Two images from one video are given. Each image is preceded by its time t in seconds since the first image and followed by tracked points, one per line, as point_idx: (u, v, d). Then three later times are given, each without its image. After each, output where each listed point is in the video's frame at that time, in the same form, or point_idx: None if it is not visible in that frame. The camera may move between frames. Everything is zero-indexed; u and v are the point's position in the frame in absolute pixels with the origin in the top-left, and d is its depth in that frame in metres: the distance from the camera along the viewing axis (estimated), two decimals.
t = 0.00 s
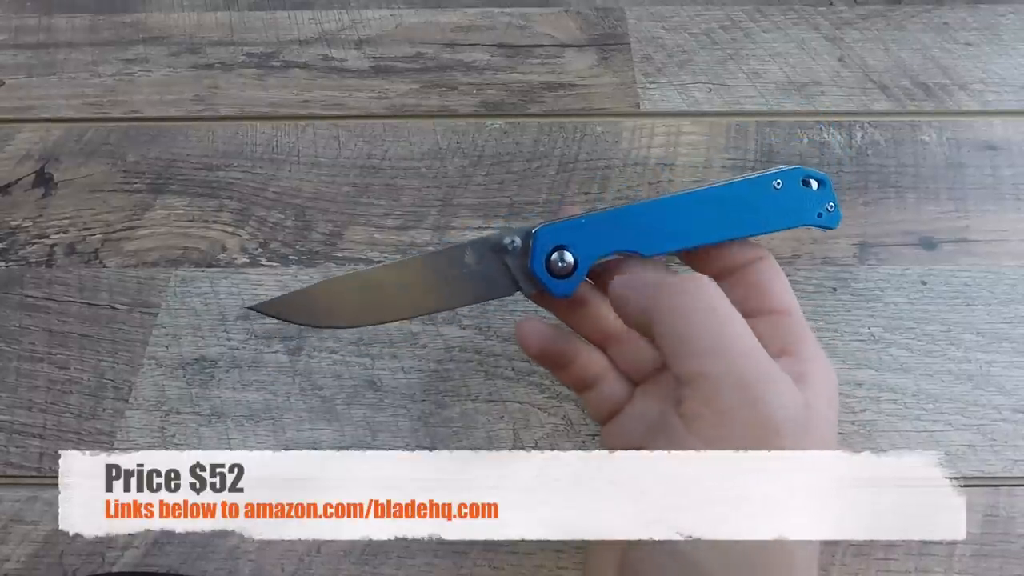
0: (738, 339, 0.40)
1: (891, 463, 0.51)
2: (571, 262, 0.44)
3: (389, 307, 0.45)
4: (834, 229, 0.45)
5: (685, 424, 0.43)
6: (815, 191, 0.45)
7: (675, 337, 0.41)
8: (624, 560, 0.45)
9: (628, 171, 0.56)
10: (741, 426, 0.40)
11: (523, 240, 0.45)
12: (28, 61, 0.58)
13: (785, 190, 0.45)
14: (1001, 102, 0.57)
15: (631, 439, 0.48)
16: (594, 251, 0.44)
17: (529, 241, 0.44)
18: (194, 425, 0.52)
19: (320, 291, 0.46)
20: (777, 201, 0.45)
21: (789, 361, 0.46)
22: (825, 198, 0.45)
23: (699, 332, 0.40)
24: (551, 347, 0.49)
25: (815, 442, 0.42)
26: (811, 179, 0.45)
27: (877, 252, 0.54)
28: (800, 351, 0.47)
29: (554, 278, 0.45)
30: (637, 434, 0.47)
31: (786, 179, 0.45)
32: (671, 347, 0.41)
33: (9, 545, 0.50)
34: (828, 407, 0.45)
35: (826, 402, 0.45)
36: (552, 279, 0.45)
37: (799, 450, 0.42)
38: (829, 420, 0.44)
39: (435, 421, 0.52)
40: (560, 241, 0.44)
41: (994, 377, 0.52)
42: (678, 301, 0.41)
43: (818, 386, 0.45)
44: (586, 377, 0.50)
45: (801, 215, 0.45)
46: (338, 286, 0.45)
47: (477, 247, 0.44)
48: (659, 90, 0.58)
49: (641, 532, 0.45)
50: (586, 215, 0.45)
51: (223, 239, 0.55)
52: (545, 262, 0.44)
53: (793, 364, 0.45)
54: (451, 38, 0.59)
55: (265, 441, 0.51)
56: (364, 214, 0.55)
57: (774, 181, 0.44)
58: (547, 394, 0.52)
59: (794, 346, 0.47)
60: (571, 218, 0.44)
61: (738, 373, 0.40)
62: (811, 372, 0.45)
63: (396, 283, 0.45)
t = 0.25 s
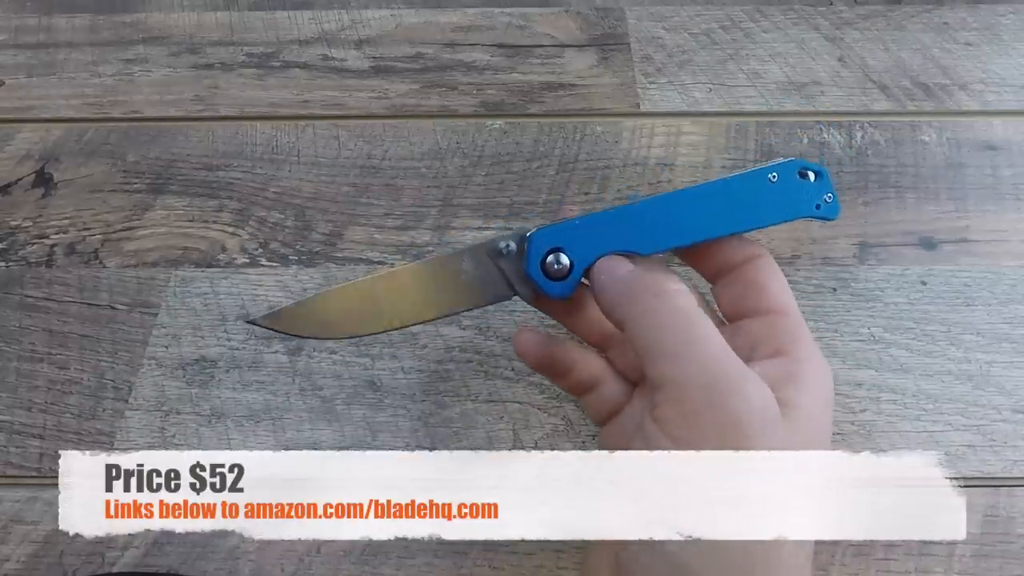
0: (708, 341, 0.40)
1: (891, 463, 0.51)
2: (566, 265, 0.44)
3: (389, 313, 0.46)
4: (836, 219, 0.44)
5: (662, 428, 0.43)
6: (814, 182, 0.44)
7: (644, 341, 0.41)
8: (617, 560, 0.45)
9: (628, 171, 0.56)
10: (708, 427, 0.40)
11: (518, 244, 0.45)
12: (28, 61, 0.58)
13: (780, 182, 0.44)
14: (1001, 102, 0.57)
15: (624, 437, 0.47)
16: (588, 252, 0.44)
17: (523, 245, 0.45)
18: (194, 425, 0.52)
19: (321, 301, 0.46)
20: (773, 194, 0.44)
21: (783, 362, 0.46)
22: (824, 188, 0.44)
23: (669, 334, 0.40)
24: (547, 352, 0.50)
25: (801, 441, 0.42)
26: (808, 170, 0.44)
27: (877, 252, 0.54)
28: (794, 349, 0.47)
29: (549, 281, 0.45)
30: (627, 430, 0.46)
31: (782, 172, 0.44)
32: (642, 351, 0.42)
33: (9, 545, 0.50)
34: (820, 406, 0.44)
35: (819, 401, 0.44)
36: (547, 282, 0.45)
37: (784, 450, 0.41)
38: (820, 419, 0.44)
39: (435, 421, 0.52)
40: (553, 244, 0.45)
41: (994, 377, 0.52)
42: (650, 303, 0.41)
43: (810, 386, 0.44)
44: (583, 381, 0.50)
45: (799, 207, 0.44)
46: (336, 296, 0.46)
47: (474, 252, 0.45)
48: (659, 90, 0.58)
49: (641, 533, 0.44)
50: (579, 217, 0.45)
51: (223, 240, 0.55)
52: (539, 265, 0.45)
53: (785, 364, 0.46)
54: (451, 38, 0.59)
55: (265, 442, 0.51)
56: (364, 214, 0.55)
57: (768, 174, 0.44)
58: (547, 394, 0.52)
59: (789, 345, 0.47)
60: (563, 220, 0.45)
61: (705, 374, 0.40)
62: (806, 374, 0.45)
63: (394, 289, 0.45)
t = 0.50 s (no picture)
0: (696, 342, 0.40)
1: (891, 463, 0.51)
2: (561, 254, 0.44)
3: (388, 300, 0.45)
4: (837, 214, 0.44)
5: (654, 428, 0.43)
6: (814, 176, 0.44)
7: (633, 342, 0.41)
8: (609, 559, 0.45)
9: (628, 171, 0.56)
10: (696, 430, 0.40)
11: (514, 233, 0.45)
12: (28, 61, 0.58)
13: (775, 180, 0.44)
14: (1001, 102, 0.57)
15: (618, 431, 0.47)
16: (584, 241, 0.44)
17: (518, 233, 0.45)
18: (194, 425, 0.52)
19: (321, 288, 0.46)
20: (774, 187, 0.44)
21: (777, 361, 0.46)
22: (825, 182, 0.44)
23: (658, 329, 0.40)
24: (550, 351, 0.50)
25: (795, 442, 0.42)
26: (808, 165, 0.44)
27: (877, 252, 0.54)
28: (790, 349, 0.47)
29: (543, 269, 0.45)
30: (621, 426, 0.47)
31: (781, 166, 0.44)
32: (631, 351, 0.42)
33: (9, 545, 0.50)
34: (815, 407, 0.44)
35: (812, 401, 0.44)
36: (542, 270, 0.45)
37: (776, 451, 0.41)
38: (814, 419, 0.44)
39: (435, 421, 0.52)
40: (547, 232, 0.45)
41: (994, 377, 0.52)
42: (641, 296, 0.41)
43: (805, 386, 0.45)
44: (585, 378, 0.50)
45: (800, 199, 0.44)
46: (336, 281, 0.46)
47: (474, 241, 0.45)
48: (659, 90, 0.58)
49: (641, 532, 0.44)
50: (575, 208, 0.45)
51: (223, 240, 0.55)
52: (534, 254, 0.45)
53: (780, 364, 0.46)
54: (450, 38, 0.59)
55: (265, 442, 0.51)
56: (364, 214, 0.55)
57: (768, 167, 0.44)
58: (547, 394, 0.52)
59: (785, 345, 0.47)
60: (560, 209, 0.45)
61: (693, 375, 0.40)
62: (801, 375, 0.45)
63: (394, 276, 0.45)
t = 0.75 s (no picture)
0: (698, 340, 0.41)
1: (891, 463, 0.51)
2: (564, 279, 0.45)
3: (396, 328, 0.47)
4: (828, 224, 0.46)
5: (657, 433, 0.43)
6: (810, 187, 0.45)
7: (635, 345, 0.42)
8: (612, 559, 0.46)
9: (628, 171, 0.56)
10: (700, 429, 0.40)
11: (515, 258, 0.45)
12: (28, 61, 0.58)
13: (777, 194, 0.45)
14: (1001, 102, 0.57)
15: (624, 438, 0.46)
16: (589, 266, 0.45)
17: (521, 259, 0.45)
18: (194, 425, 0.52)
19: (327, 322, 0.46)
20: (771, 201, 0.45)
21: (773, 359, 0.46)
22: (819, 194, 0.45)
23: (661, 339, 0.41)
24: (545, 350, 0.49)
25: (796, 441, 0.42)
26: (805, 177, 0.44)
27: (877, 252, 0.54)
28: (786, 348, 0.47)
29: (548, 295, 0.45)
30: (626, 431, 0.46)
31: (780, 179, 0.44)
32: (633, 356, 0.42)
33: (9, 545, 0.50)
34: (812, 406, 0.44)
35: (810, 400, 0.44)
36: (546, 296, 0.45)
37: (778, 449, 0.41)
38: (812, 417, 0.44)
39: (435, 421, 0.52)
40: (552, 259, 0.44)
41: (993, 377, 0.52)
42: (645, 311, 0.42)
43: (801, 385, 0.45)
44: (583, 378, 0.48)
45: (795, 213, 0.45)
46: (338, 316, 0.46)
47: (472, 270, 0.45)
48: (659, 90, 0.58)
49: (641, 532, 0.44)
50: (580, 230, 0.45)
51: (223, 240, 0.55)
52: (539, 280, 0.45)
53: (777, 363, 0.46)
54: (450, 38, 0.59)
55: (265, 442, 0.51)
56: (364, 214, 0.55)
57: (767, 182, 0.44)
58: (547, 394, 0.52)
59: (780, 343, 0.47)
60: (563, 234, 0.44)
61: (696, 372, 0.40)
62: (798, 374, 0.45)
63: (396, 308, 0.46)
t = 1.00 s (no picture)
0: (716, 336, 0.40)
1: (891, 463, 0.51)
2: (560, 274, 0.44)
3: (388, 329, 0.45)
4: (822, 219, 0.45)
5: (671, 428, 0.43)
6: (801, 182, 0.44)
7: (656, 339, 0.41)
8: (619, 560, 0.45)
9: (628, 171, 0.56)
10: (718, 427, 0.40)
11: (513, 254, 0.45)
12: (28, 60, 0.58)
13: (766, 188, 0.44)
14: (1001, 102, 0.57)
15: (630, 437, 0.48)
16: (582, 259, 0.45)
17: (518, 254, 0.45)
18: (194, 425, 0.52)
19: (319, 320, 0.46)
20: (762, 195, 0.44)
21: (773, 359, 0.46)
22: (811, 188, 0.44)
23: (675, 330, 0.40)
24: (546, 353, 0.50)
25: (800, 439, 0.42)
26: (795, 171, 0.44)
27: (877, 252, 0.54)
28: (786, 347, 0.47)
29: (545, 290, 0.45)
30: (633, 431, 0.48)
31: (769, 174, 0.44)
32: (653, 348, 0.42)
33: (9, 545, 0.50)
34: (812, 404, 0.45)
35: (810, 399, 0.45)
36: (543, 291, 0.45)
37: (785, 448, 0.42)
38: (812, 415, 0.44)
39: (435, 421, 0.52)
40: (546, 253, 0.44)
41: (994, 377, 0.52)
42: (649, 300, 0.41)
43: (800, 383, 0.45)
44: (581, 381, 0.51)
45: (787, 208, 0.44)
46: (331, 315, 0.45)
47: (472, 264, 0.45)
48: (658, 90, 0.58)
49: (642, 531, 0.44)
50: (572, 226, 0.44)
51: (223, 240, 0.55)
52: (535, 275, 0.45)
53: (775, 363, 0.46)
54: (450, 38, 0.59)
55: (265, 442, 0.51)
56: (364, 214, 0.55)
57: (756, 176, 0.44)
58: (547, 394, 0.52)
59: (779, 342, 0.47)
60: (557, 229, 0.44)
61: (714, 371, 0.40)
62: (797, 374, 0.45)
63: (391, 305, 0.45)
